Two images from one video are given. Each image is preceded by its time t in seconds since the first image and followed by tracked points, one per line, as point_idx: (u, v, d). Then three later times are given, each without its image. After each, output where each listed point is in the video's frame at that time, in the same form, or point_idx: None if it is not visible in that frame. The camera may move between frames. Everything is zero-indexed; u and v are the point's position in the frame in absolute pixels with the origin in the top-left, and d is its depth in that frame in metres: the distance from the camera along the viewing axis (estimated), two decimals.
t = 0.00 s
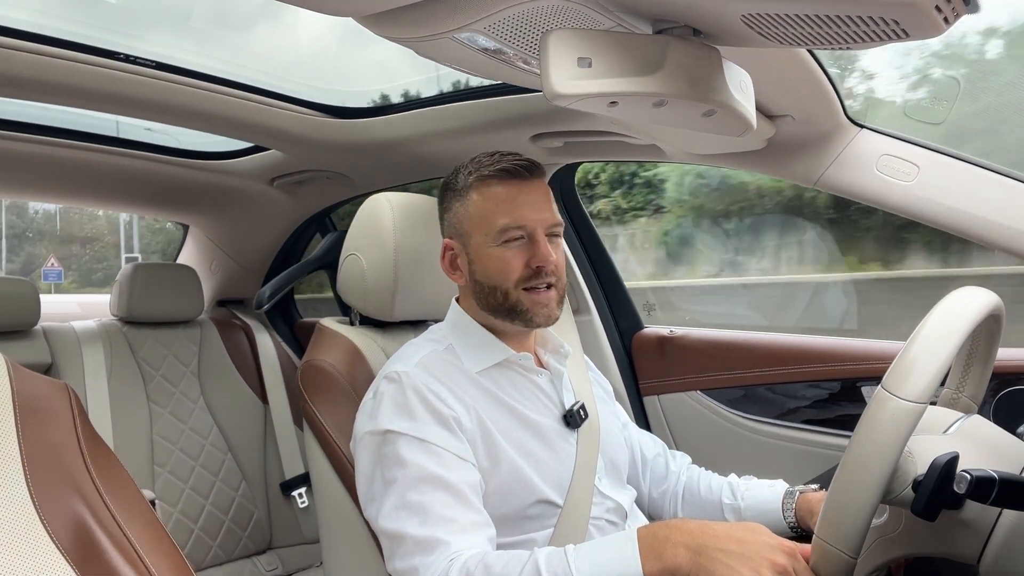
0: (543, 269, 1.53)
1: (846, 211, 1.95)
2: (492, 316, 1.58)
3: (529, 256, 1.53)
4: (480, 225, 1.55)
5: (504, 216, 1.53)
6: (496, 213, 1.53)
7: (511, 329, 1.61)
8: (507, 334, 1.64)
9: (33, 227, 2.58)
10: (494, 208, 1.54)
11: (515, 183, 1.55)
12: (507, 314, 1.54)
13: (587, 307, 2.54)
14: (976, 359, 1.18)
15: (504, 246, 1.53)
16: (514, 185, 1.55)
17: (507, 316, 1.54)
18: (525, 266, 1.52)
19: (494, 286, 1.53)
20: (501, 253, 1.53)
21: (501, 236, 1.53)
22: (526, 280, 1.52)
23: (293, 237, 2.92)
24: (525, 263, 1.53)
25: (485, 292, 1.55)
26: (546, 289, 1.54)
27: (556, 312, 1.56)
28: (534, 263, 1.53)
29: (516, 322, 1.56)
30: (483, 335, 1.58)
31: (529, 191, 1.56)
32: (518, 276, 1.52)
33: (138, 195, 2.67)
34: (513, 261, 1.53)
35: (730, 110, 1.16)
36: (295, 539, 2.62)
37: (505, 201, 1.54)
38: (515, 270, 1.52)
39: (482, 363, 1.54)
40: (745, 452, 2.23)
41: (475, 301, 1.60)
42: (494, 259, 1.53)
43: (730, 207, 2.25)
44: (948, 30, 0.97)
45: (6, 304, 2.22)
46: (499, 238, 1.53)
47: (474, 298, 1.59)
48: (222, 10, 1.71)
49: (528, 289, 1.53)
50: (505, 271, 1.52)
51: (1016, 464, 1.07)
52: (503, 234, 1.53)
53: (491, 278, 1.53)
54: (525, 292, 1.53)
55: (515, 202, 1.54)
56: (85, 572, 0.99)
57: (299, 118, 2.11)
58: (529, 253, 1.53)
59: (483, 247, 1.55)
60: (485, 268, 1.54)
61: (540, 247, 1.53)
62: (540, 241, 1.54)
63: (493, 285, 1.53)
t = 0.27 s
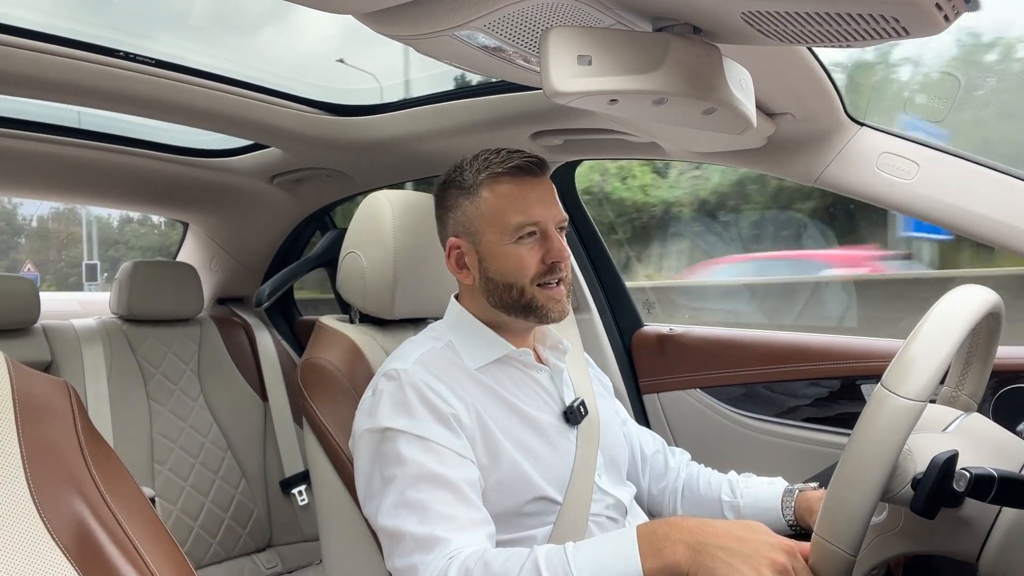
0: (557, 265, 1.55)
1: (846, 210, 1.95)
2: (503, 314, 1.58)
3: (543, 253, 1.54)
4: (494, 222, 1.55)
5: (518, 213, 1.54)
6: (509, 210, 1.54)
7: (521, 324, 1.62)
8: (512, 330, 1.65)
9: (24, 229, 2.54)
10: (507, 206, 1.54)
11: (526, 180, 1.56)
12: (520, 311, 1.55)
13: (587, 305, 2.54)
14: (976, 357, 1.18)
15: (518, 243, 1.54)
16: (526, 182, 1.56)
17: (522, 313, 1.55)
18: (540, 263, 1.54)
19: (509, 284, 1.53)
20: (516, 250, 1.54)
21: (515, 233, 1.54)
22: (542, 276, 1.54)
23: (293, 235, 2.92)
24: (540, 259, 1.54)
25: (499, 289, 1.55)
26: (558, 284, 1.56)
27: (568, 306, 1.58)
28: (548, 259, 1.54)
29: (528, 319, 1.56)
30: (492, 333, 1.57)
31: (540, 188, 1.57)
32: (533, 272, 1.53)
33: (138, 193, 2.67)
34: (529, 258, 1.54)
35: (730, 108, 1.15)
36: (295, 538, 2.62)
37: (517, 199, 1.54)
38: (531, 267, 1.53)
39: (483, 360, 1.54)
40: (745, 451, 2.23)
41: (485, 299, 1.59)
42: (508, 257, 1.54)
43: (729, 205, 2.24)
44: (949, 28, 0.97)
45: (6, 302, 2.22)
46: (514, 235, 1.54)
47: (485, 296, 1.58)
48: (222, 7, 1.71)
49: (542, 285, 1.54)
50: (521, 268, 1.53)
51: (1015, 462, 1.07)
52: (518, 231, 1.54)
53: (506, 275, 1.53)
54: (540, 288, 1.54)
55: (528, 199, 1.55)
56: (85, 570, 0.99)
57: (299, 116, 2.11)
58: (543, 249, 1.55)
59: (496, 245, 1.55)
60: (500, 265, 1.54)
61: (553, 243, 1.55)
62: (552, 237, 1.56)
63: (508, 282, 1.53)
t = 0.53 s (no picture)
0: (558, 267, 1.55)
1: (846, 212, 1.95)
2: (506, 318, 1.58)
3: (544, 256, 1.55)
4: (493, 228, 1.55)
5: (517, 218, 1.54)
6: (509, 215, 1.54)
7: (523, 327, 1.62)
8: (514, 333, 1.65)
9: (12, 232, 2.49)
10: (506, 210, 1.54)
11: (523, 184, 1.56)
12: (523, 314, 1.55)
13: (587, 307, 2.54)
14: (976, 360, 1.18)
15: (519, 248, 1.54)
16: (523, 185, 1.56)
17: (524, 316, 1.55)
18: (541, 266, 1.54)
19: (511, 288, 1.54)
20: (516, 255, 1.54)
21: (515, 238, 1.54)
22: (543, 279, 1.54)
23: (293, 236, 2.92)
24: (540, 263, 1.54)
25: (502, 294, 1.55)
26: (560, 286, 1.57)
27: (570, 307, 1.58)
28: (549, 261, 1.54)
29: (531, 322, 1.57)
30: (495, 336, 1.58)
31: (539, 190, 1.57)
32: (535, 276, 1.53)
33: (138, 194, 2.67)
34: (530, 262, 1.54)
35: (730, 110, 1.16)
36: (294, 539, 2.62)
37: (516, 203, 1.54)
38: (532, 271, 1.53)
39: (483, 361, 1.54)
40: (745, 452, 2.23)
41: (487, 303, 1.59)
42: (509, 261, 1.54)
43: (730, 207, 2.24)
44: (949, 30, 0.97)
45: (6, 303, 2.22)
46: (515, 239, 1.54)
47: (487, 301, 1.58)
48: (222, 8, 1.72)
49: (544, 288, 1.54)
50: (523, 273, 1.53)
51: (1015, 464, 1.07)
52: (518, 235, 1.54)
53: (508, 280, 1.53)
54: (542, 291, 1.54)
55: (526, 202, 1.55)
56: (84, 571, 0.99)
57: (299, 117, 2.11)
58: (544, 252, 1.55)
59: (497, 250, 1.55)
60: (501, 270, 1.54)
61: (553, 246, 1.55)
62: (552, 239, 1.55)
63: (510, 287, 1.54)
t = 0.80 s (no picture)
0: (557, 266, 1.55)
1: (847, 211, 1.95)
2: (507, 317, 1.58)
3: (543, 254, 1.55)
4: (493, 227, 1.55)
5: (517, 217, 1.53)
6: (508, 214, 1.54)
7: (523, 326, 1.62)
8: (514, 331, 1.65)
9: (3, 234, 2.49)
10: (505, 209, 1.54)
11: (522, 183, 1.56)
12: (523, 313, 1.55)
13: (587, 306, 2.54)
14: (976, 359, 1.18)
15: (518, 247, 1.54)
16: (522, 184, 1.56)
17: (524, 315, 1.55)
18: (541, 265, 1.54)
19: (510, 287, 1.54)
20: (516, 254, 1.54)
21: (515, 237, 1.54)
22: (543, 278, 1.54)
23: (293, 235, 2.92)
24: (540, 261, 1.54)
25: (502, 293, 1.55)
26: (559, 284, 1.57)
27: (569, 305, 1.58)
28: (548, 260, 1.55)
29: (531, 321, 1.57)
30: (495, 335, 1.58)
31: (538, 189, 1.57)
32: (534, 275, 1.53)
33: (138, 194, 2.67)
34: (529, 261, 1.54)
35: (730, 109, 1.15)
36: (295, 538, 2.62)
37: (515, 202, 1.54)
38: (531, 270, 1.53)
39: (484, 360, 1.54)
40: (745, 452, 2.23)
41: (486, 302, 1.59)
42: (508, 260, 1.54)
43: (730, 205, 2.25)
44: (949, 29, 0.97)
45: (6, 303, 2.22)
46: (515, 238, 1.54)
47: (488, 301, 1.58)
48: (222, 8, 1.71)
49: (543, 286, 1.54)
50: (522, 271, 1.53)
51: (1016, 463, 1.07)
52: (517, 234, 1.54)
53: (508, 279, 1.53)
54: (541, 290, 1.54)
55: (525, 201, 1.55)
56: (84, 570, 0.99)
57: (299, 117, 2.11)
58: (543, 251, 1.55)
59: (496, 249, 1.55)
60: (501, 269, 1.54)
61: (552, 244, 1.55)
62: (552, 237, 1.56)
63: (511, 286, 1.53)
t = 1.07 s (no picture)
0: (555, 265, 1.56)
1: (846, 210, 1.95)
2: (506, 317, 1.58)
3: (541, 254, 1.55)
4: (490, 227, 1.55)
5: (514, 216, 1.54)
6: (506, 214, 1.54)
7: (522, 325, 1.62)
8: (513, 331, 1.65)
9: None
10: (503, 209, 1.54)
11: (519, 182, 1.56)
12: (522, 313, 1.55)
13: (587, 305, 2.54)
14: (975, 357, 1.19)
15: (516, 246, 1.54)
16: (520, 184, 1.56)
17: (522, 314, 1.55)
18: (539, 264, 1.54)
19: (509, 287, 1.54)
20: (514, 254, 1.54)
21: (513, 236, 1.54)
22: (542, 277, 1.54)
23: (293, 235, 2.92)
24: (538, 261, 1.55)
25: (500, 293, 1.55)
26: (558, 283, 1.57)
27: (568, 304, 1.59)
28: (547, 260, 1.55)
29: (530, 321, 1.57)
30: (494, 334, 1.58)
31: (535, 189, 1.57)
32: (532, 274, 1.54)
33: (138, 194, 2.67)
34: (527, 260, 1.54)
35: (730, 108, 1.15)
36: (295, 538, 2.62)
37: (512, 201, 1.54)
38: (530, 269, 1.54)
39: (484, 359, 1.54)
40: (745, 451, 2.23)
41: (485, 302, 1.59)
42: (506, 260, 1.54)
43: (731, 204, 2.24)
44: (948, 28, 0.97)
45: (6, 303, 2.22)
46: (513, 238, 1.54)
47: (487, 300, 1.58)
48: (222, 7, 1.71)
49: (542, 286, 1.55)
50: (521, 271, 1.53)
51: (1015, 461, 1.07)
52: (515, 234, 1.54)
53: (507, 279, 1.54)
54: (539, 289, 1.54)
55: (522, 200, 1.55)
56: (84, 570, 0.99)
57: (298, 117, 2.11)
58: (541, 250, 1.55)
59: (495, 249, 1.55)
60: (499, 269, 1.54)
61: (550, 244, 1.56)
62: (549, 237, 1.56)
63: (509, 285, 1.54)
